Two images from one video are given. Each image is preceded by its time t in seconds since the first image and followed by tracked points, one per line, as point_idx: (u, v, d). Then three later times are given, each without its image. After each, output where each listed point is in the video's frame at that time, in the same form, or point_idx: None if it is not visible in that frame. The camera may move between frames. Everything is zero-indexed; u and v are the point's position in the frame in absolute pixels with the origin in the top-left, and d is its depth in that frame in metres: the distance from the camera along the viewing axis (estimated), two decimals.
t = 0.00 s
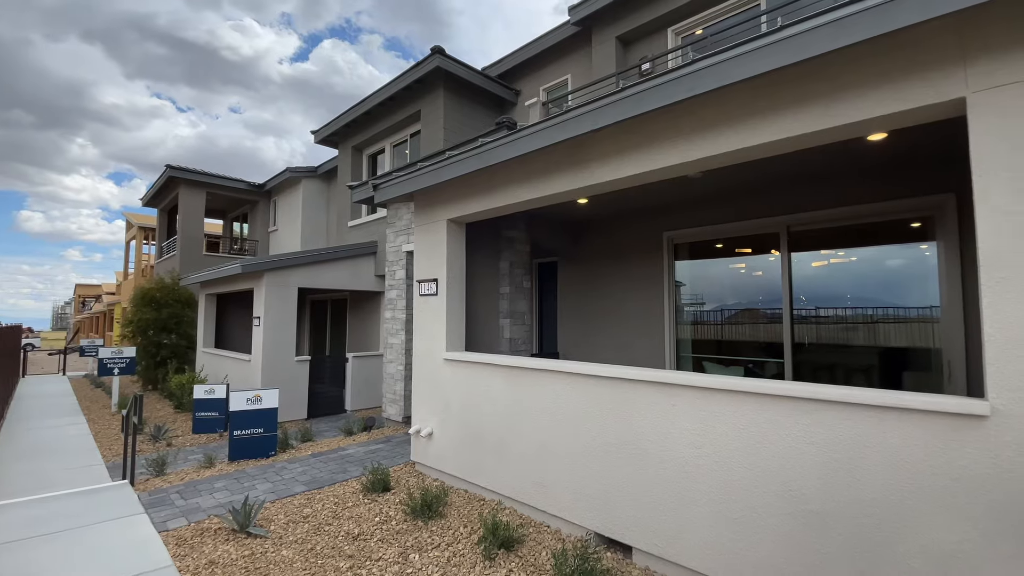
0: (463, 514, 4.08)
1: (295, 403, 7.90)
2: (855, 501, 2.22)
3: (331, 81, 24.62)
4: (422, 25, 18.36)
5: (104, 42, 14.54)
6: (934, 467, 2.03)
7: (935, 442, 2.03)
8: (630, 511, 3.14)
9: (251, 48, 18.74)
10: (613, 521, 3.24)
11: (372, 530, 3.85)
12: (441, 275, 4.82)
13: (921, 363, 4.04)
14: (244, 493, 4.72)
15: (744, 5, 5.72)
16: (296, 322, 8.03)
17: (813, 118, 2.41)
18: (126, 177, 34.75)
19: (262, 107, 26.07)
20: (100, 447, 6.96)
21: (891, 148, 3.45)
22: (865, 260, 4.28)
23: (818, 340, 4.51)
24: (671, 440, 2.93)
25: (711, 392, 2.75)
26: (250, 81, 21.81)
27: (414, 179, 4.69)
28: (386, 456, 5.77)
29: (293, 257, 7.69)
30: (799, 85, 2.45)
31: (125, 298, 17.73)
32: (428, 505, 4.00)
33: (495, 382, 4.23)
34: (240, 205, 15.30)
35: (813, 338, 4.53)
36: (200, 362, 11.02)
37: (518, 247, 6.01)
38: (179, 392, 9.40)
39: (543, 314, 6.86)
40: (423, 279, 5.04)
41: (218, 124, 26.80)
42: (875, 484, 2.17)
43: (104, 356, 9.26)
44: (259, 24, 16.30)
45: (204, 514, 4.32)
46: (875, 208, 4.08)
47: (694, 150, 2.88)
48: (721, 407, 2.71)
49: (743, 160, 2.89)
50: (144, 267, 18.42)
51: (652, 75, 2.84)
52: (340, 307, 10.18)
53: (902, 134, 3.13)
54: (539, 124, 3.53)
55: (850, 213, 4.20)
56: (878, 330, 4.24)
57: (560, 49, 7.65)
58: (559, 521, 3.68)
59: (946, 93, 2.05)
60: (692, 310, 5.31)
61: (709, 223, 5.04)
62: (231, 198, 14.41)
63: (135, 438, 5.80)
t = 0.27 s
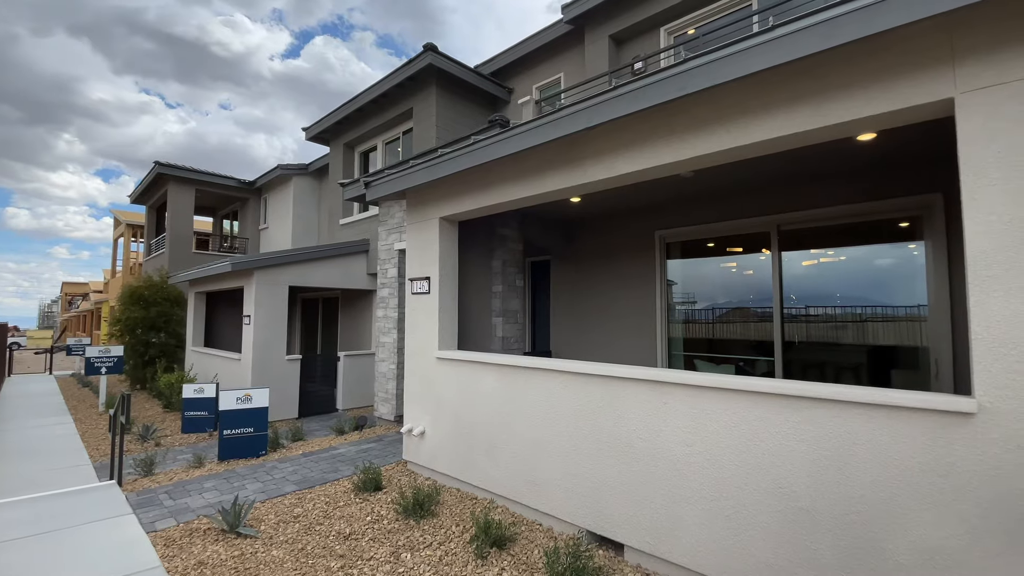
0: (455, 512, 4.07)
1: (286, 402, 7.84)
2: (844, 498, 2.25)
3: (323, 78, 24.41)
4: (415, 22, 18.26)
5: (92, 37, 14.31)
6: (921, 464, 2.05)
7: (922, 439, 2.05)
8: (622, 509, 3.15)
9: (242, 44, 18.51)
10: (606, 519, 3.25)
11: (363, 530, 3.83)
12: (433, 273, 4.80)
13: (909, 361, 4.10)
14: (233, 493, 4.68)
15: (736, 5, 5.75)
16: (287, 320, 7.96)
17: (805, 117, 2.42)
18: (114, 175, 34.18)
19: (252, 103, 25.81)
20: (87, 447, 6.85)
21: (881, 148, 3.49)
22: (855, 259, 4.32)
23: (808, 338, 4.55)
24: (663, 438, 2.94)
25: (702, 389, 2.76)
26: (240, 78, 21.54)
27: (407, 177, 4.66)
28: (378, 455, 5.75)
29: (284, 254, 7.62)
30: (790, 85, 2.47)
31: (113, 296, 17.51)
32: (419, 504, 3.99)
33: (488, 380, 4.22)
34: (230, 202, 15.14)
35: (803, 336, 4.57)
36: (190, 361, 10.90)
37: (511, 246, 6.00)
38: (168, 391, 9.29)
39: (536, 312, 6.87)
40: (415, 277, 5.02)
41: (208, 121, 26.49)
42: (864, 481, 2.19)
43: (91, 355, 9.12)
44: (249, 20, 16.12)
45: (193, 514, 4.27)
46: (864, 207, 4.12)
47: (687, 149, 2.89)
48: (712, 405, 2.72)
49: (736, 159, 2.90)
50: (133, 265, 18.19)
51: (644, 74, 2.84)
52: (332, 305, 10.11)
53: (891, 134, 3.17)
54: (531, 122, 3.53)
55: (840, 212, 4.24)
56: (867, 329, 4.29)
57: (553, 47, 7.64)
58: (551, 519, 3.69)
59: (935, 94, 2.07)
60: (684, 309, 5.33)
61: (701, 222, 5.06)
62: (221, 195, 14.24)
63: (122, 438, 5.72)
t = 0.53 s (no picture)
0: (448, 511, 4.06)
1: (277, 401, 7.78)
2: (833, 495, 2.27)
3: (315, 75, 24.21)
4: (408, 19, 18.17)
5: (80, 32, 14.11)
6: (910, 461, 2.07)
7: (911, 436, 2.08)
8: (615, 507, 3.16)
9: (233, 40, 18.31)
10: (598, 517, 3.26)
11: (355, 529, 3.81)
12: (426, 272, 4.78)
13: (898, 359, 4.14)
14: (224, 493, 4.63)
15: (728, 5, 5.78)
16: (279, 319, 7.90)
17: (797, 117, 2.43)
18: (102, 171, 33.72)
19: (244, 100, 25.55)
20: (74, 447, 6.76)
21: (870, 148, 3.52)
22: (845, 258, 4.37)
23: (798, 337, 4.59)
24: (655, 436, 2.95)
25: (693, 387, 2.78)
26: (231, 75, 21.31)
27: (399, 174, 4.64)
28: (370, 454, 5.73)
29: (275, 252, 7.55)
30: (781, 85, 2.48)
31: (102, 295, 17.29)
32: (412, 503, 3.97)
33: (481, 379, 4.22)
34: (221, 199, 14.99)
35: (794, 335, 4.61)
36: (179, 360, 10.79)
37: (504, 244, 5.99)
38: (157, 390, 9.19)
39: (529, 311, 6.87)
40: (408, 275, 4.99)
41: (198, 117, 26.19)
42: (854, 478, 2.22)
43: (78, 354, 8.99)
44: (240, 15, 15.95)
45: (183, 514, 4.23)
46: (855, 207, 4.16)
47: (680, 148, 2.89)
48: (704, 403, 2.74)
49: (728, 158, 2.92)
50: (121, 263, 17.96)
51: (638, 72, 2.84)
52: (324, 303, 10.04)
53: (881, 135, 3.20)
54: (525, 120, 3.52)
55: (831, 211, 4.28)
56: (857, 328, 4.34)
57: (547, 46, 7.63)
58: (544, 518, 3.69)
59: (925, 94, 2.09)
60: (676, 308, 5.36)
61: (693, 221, 5.09)
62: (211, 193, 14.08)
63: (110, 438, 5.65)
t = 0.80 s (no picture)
0: (441, 511, 4.05)
1: (269, 401, 7.72)
2: (824, 492, 2.29)
3: (308, 72, 24.03)
4: (401, 17, 18.08)
5: (69, 27, 13.91)
6: (899, 458, 2.10)
7: (899, 433, 2.10)
8: (607, 505, 3.17)
9: (225, 37, 18.12)
10: (591, 515, 3.27)
11: (348, 529, 3.79)
12: (419, 270, 4.76)
13: (888, 358, 4.19)
14: (215, 494, 4.60)
15: (721, 5, 5.81)
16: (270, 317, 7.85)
17: (788, 117, 2.45)
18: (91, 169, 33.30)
19: (235, 97, 25.32)
20: (62, 448, 6.66)
21: (861, 148, 3.56)
22: (836, 257, 4.41)
23: (790, 336, 4.63)
24: (648, 434, 2.97)
25: (685, 386, 2.79)
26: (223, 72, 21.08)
27: (392, 173, 4.61)
28: (363, 453, 5.70)
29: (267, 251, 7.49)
30: (774, 85, 2.50)
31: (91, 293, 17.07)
32: (405, 502, 3.96)
33: (474, 378, 4.21)
34: (212, 197, 14.84)
35: (785, 333, 4.65)
36: (170, 359, 10.68)
37: (498, 243, 5.98)
38: (147, 389, 9.09)
39: (522, 310, 6.87)
40: (401, 274, 4.98)
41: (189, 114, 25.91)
42: (844, 475, 2.24)
43: (67, 354, 8.86)
44: (232, 11, 15.80)
45: (174, 515, 4.19)
46: (846, 206, 4.20)
47: (672, 148, 2.91)
48: (697, 402, 2.75)
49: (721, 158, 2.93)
50: (111, 261, 17.74)
51: (631, 71, 2.85)
52: (316, 302, 9.98)
53: (871, 135, 3.23)
54: (519, 118, 3.51)
55: (823, 211, 4.31)
56: (847, 327, 4.38)
57: (541, 45, 7.63)
58: (537, 516, 3.70)
59: (916, 95, 2.11)
60: (669, 306, 5.38)
61: (686, 220, 5.12)
62: (202, 190, 13.94)
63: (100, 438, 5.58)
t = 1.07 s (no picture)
0: (435, 510, 4.05)
1: (261, 401, 7.66)
2: (815, 490, 2.31)
3: (301, 69, 23.85)
4: (395, 15, 18.00)
5: (58, 23, 13.72)
6: (890, 456, 2.12)
7: (889, 431, 2.12)
8: (601, 504, 3.18)
9: (217, 34, 17.95)
10: (585, 514, 3.27)
11: (341, 529, 3.77)
12: (413, 269, 4.74)
13: (879, 357, 4.24)
14: (206, 494, 4.56)
15: (714, 6, 5.84)
16: (263, 317, 7.79)
17: (781, 117, 2.46)
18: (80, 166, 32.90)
19: (227, 95, 25.10)
20: (51, 449, 6.57)
21: (852, 149, 3.59)
22: (827, 257, 4.45)
23: (782, 335, 4.67)
24: (641, 433, 2.97)
25: (678, 384, 2.80)
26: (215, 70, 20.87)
27: (386, 171, 4.59)
28: (356, 453, 5.68)
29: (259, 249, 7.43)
30: (767, 85, 2.51)
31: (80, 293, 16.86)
32: (398, 502, 3.95)
33: (467, 377, 4.20)
34: (204, 195, 14.70)
35: (777, 332, 4.68)
36: (161, 359, 10.57)
37: (491, 242, 5.97)
38: (138, 389, 8.99)
39: (516, 309, 6.87)
40: (394, 273, 4.96)
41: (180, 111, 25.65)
42: (835, 473, 2.26)
43: (55, 353, 8.74)
44: (224, 8, 15.66)
45: (164, 516, 4.14)
46: (837, 207, 4.24)
47: (666, 148, 2.92)
48: (689, 400, 2.76)
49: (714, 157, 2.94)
50: (100, 260, 17.52)
51: (625, 71, 2.85)
52: (309, 302, 9.92)
53: (862, 136, 3.26)
54: (512, 117, 3.50)
55: (815, 211, 4.35)
56: (839, 326, 4.42)
57: (535, 44, 7.63)
58: (531, 515, 3.70)
59: (906, 96, 2.13)
60: (662, 306, 5.41)
61: (679, 220, 5.14)
62: (193, 188, 13.79)
63: (89, 438, 5.52)
